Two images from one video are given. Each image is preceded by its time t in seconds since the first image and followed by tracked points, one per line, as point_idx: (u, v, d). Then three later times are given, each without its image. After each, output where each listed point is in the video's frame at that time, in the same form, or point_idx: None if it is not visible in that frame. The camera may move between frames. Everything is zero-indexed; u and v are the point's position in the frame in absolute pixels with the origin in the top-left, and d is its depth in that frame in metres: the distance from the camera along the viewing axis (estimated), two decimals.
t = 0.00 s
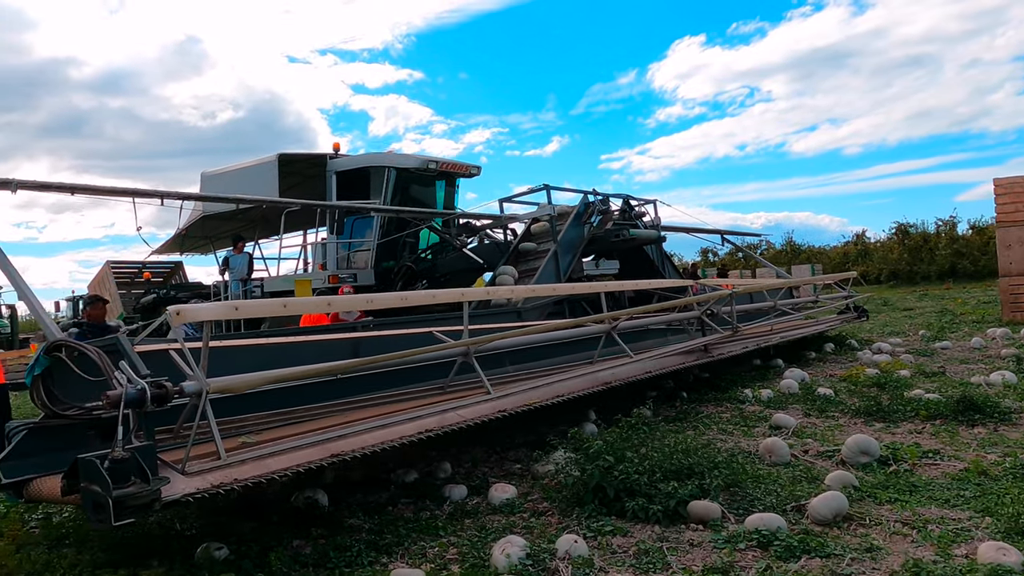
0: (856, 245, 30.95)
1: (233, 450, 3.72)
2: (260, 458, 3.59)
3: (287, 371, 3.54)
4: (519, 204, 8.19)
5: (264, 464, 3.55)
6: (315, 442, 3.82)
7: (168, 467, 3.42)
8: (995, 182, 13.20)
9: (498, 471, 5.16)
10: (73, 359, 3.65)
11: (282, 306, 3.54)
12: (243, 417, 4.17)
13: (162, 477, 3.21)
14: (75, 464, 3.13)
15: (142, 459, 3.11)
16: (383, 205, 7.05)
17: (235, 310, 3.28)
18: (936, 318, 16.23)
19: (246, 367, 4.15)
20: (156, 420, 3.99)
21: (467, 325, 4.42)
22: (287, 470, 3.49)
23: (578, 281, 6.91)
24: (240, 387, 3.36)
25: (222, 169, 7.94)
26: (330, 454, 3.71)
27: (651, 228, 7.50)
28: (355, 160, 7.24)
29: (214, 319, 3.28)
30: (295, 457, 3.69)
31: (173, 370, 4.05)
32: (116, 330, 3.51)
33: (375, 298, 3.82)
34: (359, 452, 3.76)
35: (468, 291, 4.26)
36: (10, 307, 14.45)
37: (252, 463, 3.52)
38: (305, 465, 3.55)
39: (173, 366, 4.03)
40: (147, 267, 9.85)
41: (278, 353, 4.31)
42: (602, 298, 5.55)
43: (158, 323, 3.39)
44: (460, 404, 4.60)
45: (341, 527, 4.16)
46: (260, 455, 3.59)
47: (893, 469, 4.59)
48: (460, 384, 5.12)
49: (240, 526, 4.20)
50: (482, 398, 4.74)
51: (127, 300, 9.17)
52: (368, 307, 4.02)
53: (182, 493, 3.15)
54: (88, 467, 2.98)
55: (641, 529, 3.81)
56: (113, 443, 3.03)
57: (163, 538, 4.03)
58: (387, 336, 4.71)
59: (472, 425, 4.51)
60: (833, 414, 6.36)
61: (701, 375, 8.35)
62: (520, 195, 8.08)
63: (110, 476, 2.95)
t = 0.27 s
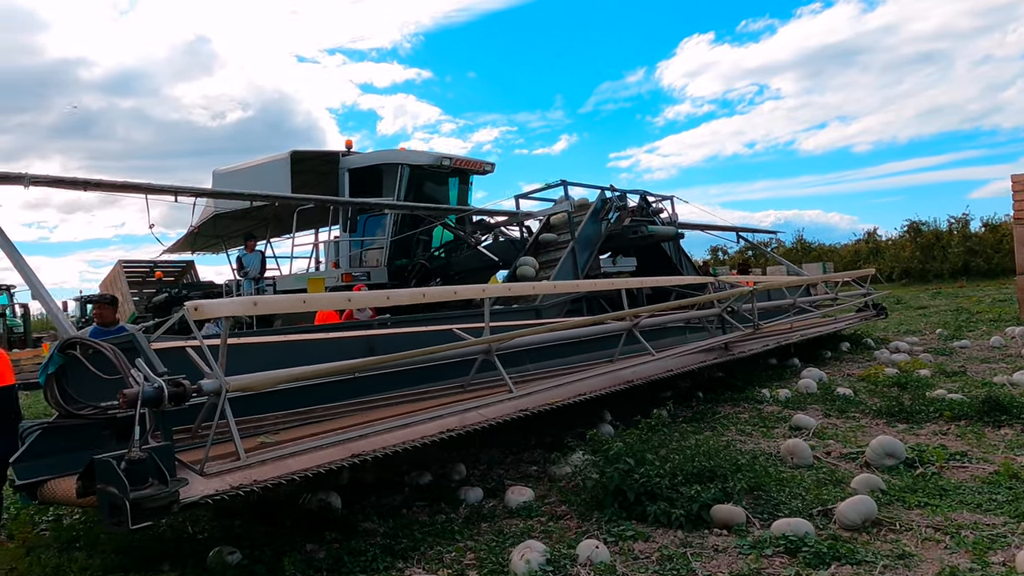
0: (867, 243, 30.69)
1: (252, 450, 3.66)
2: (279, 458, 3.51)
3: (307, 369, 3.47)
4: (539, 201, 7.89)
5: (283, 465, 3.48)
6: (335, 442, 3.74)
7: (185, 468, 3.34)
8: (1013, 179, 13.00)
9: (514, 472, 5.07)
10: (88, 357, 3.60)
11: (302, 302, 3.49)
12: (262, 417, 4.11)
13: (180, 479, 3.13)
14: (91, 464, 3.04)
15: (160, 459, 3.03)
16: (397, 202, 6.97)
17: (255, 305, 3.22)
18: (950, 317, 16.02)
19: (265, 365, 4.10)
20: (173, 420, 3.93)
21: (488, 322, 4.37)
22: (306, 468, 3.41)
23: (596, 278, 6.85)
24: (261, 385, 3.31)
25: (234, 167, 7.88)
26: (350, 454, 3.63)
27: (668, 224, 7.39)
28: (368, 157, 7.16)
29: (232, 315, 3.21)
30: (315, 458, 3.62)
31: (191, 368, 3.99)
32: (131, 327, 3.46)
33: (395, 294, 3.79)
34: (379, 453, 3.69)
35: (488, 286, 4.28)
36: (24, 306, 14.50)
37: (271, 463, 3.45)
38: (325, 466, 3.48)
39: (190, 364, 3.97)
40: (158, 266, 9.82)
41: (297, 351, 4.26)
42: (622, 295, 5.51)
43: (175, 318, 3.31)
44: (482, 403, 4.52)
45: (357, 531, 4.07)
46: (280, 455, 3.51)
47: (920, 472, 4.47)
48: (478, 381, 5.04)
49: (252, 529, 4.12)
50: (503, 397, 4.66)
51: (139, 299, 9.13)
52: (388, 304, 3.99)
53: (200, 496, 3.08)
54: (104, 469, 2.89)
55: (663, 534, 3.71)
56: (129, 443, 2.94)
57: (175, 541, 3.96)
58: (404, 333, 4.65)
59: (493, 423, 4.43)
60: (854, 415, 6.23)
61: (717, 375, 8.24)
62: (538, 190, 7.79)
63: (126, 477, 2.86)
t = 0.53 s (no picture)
0: (882, 242, 30.38)
1: (273, 452, 3.60)
2: (301, 460, 3.45)
3: (330, 367, 3.42)
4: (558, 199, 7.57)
5: (306, 466, 3.43)
6: (358, 443, 3.68)
7: (207, 470, 3.29)
8: None
9: (532, 474, 5.00)
10: (106, 357, 3.58)
11: (324, 300, 3.44)
12: (284, 417, 4.08)
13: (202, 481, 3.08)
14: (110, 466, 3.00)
15: (180, 461, 2.98)
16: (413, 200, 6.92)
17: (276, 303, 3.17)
18: (968, 316, 15.80)
19: (287, 364, 4.06)
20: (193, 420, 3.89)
21: (510, 320, 4.33)
22: (329, 469, 3.36)
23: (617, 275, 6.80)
24: (283, 385, 3.24)
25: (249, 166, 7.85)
26: (373, 455, 3.57)
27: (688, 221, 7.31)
28: (384, 154, 7.11)
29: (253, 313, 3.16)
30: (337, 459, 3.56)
31: (212, 368, 3.94)
32: (151, 327, 3.43)
33: (417, 292, 3.79)
34: (402, 454, 3.63)
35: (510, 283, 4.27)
36: (41, 306, 14.61)
37: (293, 465, 3.39)
38: (349, 468, 3.42)
39: (210, 363, 3.92)
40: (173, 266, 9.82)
41: (317, 350, 4.22)
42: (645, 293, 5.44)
43: (194, 317, 3.26)
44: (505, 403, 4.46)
45: (374, 533, 4.02)
46: (302, 457, 3.45)
47: (948, 475, 4.37)
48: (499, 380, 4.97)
49: (268, 532, 4.07)
50: (526, 397, 4.60)
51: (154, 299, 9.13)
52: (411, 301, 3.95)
53: (221, 499, 3.02)
54: (125, 471, 2.84)
55: (687, 538, 3.62)
56: (150, 444, 2.89)
57: (190, 544, 3.92)
58: (424, 332, 4.60)
59: (516, 423, 4.38)
60: (877, 415, 6.12)
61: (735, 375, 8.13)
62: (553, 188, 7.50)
63: (147, 479, 2.81)
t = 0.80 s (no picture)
0: (903, 239, 29.98)
1: (303, 450, 3.60)
2: (332, 459, 3.45)
3: (363, 365, 3.42)
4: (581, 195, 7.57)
5: (337, 465, 3.42)
6: (388, 442, 3.67)
7: (239, 470, 3.29)
8: None
9: (554, 472, 4.97)
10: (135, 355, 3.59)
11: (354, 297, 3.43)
12: (315, 415, 4.09)
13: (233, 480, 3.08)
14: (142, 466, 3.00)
15: (213, 460, 2.97)
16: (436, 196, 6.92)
17: (307, 300, 3.15)
18: (993, 313, 15.53)
19: (316, 361, 4.06)
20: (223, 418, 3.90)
21: (539, 317, 4.32)
22: (360, 469, 3.36)
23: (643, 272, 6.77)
24: (314, 383, 3.23)
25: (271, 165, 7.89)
26: (403, 454, 3.57)
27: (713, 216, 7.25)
28: (406, 152, 7.11)
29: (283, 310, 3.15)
30: (368, 457, 3.56)
31: (242, 365, 3.95)
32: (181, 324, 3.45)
33: (448, 288, 3.77)
34: (432, 452, 3.63)
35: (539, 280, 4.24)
36: (68, 306, 14.81)
37: (324, 463, 3.39)
38: (380, 466, 3.42)
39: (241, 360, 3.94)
40: (196, 265, 9.90)
41: (346, 348, 4.21)
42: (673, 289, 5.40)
43: (225, 315, 3.26)
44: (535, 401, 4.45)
45: (399, 531, 4.00)
46: (333, 456, 3.45)
47: (981, 473, 4.27)
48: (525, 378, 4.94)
49: (292, 529, 4.08)
50: (554, 395, 4.58)
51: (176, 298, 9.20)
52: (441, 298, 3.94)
53: (253, 498, 3.02)
54: (157, 470, 2.83)
55: (715, 537, 3.57)
56: (182, 443, 2.92)
57: (215, 540, 3.93)
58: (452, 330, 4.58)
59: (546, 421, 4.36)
60: (905, 414, 6.02)
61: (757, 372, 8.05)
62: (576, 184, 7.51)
63: (180, 479, 2.81)
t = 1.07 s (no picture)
0: (937, 234, 29.38)
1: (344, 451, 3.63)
2: (373, 460, 3.48)
3: (404, 366, 3.44)
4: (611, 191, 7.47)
5: (378, 466, 3.45)
6: (427, 442, 3.69)
7: (281, 471, 3.33)
8: None
9: (585, 471, 4.95)
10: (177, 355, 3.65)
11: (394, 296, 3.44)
12: (353, 414, 4.12)
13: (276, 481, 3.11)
14: (187, 465, 3.06)
15: (256, 461, 3.02)
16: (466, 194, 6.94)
17: (348, 300, 3.16)
18: None
19: (355, 361, 4.09)
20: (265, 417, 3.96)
21: (577, 317, 4.32)
22: (401, 469, 3.38)
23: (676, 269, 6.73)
24: (356, 384, 3.26)
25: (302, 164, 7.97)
26: (443, 454, 3.59)
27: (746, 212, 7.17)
28: (436, 150, 7.13)
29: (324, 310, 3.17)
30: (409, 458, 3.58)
31: (284, 365, 4.00)
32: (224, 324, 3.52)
33: (486, 288, 3.77)
34: (471, 451, 3.65)
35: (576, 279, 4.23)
36: (104, 305, 15.14)
37: (364, 464, 3.42)
38: (422, 466, 3.44)
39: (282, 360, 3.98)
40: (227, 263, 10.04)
41: (384, 348, 4.24)
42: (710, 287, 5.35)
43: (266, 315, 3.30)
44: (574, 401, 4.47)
45: (431, 528, 4.02)
46: (374, 456, 3.48)
47: None
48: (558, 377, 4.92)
49: (325, 526, 4.11)
50: (592, 394, 4.58)
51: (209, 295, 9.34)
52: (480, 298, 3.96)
53: (296, 498, 3.05)
54: (202, 470, 2.89)
55: (749, 536, 3.53)
56: (227, 444, 2.97)
57: (250, 537, 3.99)
58: (488, 330, 4.59)
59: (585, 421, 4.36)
60: (942, 413, 5.90)
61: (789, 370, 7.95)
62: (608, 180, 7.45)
63: (225, 480, 2.86)
